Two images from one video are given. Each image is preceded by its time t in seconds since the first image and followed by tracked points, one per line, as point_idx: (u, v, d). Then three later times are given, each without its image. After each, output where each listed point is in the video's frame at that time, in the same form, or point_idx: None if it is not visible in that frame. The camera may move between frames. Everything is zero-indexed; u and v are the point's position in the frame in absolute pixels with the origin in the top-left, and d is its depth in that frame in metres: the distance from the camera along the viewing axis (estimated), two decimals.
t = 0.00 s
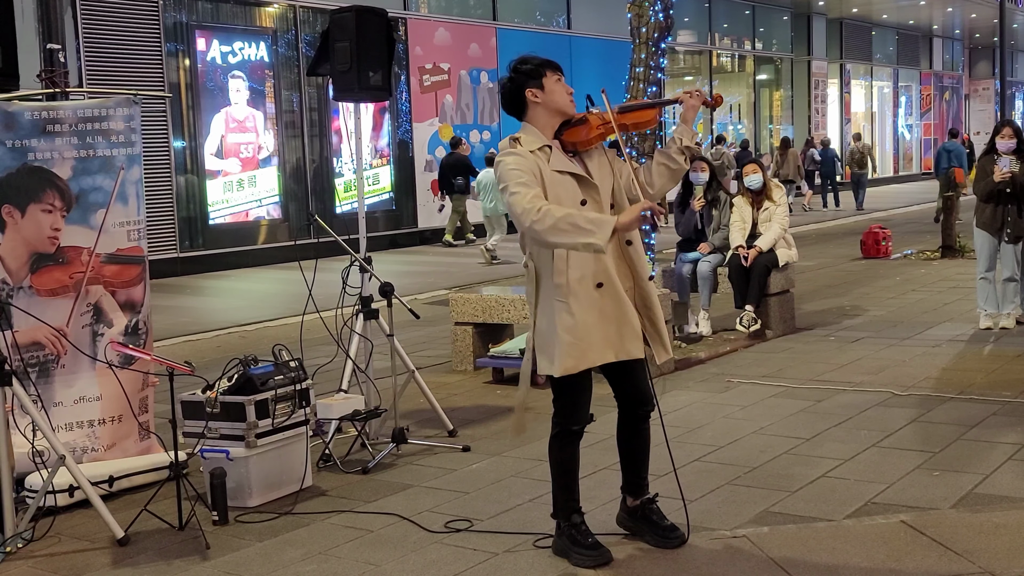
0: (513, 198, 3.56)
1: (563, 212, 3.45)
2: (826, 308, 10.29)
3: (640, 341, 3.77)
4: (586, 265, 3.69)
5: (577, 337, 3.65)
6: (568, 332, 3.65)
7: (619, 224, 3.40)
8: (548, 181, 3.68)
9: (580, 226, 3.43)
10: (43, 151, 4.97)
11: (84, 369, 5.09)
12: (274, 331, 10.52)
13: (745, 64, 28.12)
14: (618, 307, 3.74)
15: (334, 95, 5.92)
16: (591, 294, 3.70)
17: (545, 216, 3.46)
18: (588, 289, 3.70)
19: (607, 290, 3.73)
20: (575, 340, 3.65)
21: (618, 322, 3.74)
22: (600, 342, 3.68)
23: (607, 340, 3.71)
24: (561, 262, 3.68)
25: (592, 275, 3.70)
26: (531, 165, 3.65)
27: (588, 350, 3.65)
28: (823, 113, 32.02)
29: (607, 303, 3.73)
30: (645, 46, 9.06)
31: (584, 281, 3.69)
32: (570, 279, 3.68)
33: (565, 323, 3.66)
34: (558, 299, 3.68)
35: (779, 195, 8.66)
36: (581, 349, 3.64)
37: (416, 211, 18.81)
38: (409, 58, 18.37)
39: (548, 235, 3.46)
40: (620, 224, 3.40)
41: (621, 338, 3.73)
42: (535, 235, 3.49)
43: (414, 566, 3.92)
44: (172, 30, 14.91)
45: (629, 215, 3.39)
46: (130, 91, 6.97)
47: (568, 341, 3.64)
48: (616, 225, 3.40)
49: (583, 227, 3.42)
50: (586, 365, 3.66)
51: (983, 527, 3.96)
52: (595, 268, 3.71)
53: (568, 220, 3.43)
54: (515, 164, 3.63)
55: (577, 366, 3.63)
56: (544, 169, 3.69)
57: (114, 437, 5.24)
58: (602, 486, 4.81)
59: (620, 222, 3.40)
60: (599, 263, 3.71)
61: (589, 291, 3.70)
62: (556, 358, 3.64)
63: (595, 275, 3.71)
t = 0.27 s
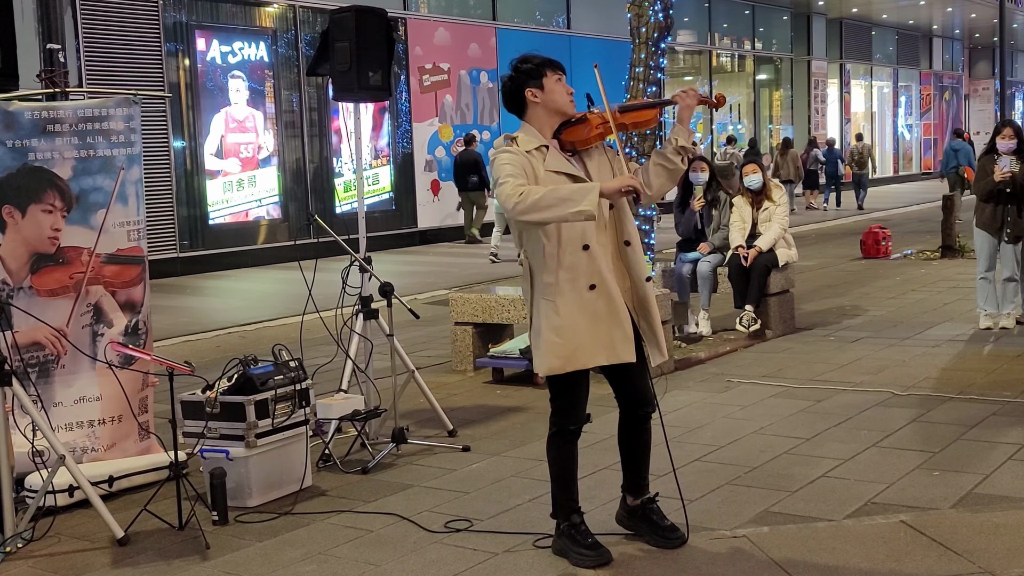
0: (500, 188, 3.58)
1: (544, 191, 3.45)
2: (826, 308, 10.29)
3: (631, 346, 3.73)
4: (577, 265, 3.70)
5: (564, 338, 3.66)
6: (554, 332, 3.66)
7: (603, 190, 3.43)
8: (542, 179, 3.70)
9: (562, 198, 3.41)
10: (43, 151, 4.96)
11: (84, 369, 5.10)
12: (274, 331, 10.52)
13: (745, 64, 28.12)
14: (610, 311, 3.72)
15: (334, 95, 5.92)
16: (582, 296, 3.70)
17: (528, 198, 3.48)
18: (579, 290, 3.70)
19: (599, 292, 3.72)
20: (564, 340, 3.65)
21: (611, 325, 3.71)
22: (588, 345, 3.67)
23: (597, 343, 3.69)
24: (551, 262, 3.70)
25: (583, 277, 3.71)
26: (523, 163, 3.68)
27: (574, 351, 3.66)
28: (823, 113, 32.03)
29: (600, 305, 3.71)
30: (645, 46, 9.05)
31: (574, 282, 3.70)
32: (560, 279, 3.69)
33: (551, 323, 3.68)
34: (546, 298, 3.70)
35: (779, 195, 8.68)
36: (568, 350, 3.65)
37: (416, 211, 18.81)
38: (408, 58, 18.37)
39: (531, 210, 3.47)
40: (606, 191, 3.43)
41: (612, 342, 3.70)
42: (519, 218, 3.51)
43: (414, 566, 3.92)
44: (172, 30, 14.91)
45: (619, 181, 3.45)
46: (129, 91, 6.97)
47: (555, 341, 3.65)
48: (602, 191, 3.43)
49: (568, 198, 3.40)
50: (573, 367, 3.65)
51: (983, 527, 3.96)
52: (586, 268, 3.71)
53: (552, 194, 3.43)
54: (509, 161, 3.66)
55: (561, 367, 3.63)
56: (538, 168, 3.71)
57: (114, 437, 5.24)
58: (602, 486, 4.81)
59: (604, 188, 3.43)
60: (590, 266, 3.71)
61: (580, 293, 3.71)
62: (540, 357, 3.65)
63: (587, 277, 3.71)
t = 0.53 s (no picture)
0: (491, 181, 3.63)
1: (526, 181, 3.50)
2: (826, 308, 10.29)
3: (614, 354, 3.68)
4: (561, 268, 3.71)
5: (543, 339, 3.68)
6: (534, 333, 3.69)
7: (583, 167, 3.45)
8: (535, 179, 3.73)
9: (542, 184, 3.47)
10: (43, 152, 4.96)
11: (84, 369, 5.10)
12: (274, 332, 10.53)
13: (745, 64, 28.12)
14: (593, 317, 3.69)
15: (334, 96, 5.92)
16: (566, 300, 3.70)
17: (512, 191, 3.51)
18: (563, 293, 3.70)
19: (584, 296, 3.70)
20: (544, 342, 3.67)
21: (594, 330, 3.68)
22: (567, 348, 3.66)
23: (578, 347, 3.68)
24: (536, 264, 3.73)
25: (568, 280, 3.70)
26: (516, 161, 3.72)
27: (552, 352, 3.67)
28: (823, 113, 32.03)
29: (585, 310, 3.69)
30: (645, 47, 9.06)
31: (558, 284, 3.71)
32: (544, 280, 3.72)
33: (531, 323, 3.71)
34: (529, 299, 3.74)
35: (779, 195, 8.67)
36: (545, 351, 3.66)
37: (416, 211, 18.82)
38: (408, 58, 18.37)
39: (518, 202, 3.50)
40: (587, 167, 3.45)
41: (593, 348, 3.67)
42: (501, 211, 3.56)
43: (414, 566, 3.92)
44: (171, 30, 14.91)
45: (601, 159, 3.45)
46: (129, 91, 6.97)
47: (533, 341, 3.68)
48: (583, 168, 3.45)
49: (549, 183, 3.46)
50: (551, 368, 3.67)
51: (983, 527, 3.96)
52: (572, 272, 3.70)
53: (535, 181, 3.48)
54: (501, 158, 3.71)
55: (534, 367, 3.66)
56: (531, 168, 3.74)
57: (114, 437, 5.24)
58: (601, 486, 4.81)
59: (585, 164, 3.45)
60: (575, 270, 3.70)
61: (565, 296, 3.70)
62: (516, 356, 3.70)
63: (573, 282, 3.70)
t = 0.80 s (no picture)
0: (494, 176, 3.64)
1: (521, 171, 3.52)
2: (826, 308, 10.29)
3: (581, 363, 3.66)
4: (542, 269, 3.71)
5: (513, 333, 3.74)
6: (506, 325, 3.75)
7: (577, 145, 3.49)
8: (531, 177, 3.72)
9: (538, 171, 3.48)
10: (43, 151, 4.96)
11: (84, 369, 5.09)
12: (274, 332, 10.53)
13: (745, 64, 28.11)
14: (566, 323, 3.67)
15: (335, 96, 5.92)
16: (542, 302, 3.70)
17: (516, 184, 3.51)
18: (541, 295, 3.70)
19: (561, 301, 3.68)
20: (512, 336, 3.73)
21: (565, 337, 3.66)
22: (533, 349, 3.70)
23: (547, 348, 3.70)
24: (520, 260, 3.76)
25: (547, 283, 3.70)
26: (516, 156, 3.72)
27: (519, 347, 3.73)
28: (823, 113, 32.03)
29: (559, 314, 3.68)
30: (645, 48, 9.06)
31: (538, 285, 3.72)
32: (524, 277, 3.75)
33: (504, 317, 3.76)
34: (508, 291, 3.79)
35: (779, 195, 8.66)
36: (511, 345, 3.73)
37: (416, 211, 18.82)
38: (409, 58, 18.37)
39: (523, 196, 3.50)
40: (582, 144, 3.50)
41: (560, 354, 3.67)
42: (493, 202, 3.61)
43: (414, 566, 3.92)
44: (172, 30, 14.91)
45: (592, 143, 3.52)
46: (128, 91, 6.98)
47: (502, 334, 3.75)
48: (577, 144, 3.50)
49: (544, 166, 3.46)
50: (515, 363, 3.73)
51: (984, 527, 3.96)
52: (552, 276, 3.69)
53: (534, 168, 3.48)
54: (500, 152, 3.72)
55: (497, 358, 3.75)
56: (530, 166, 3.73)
57: (114, 437, 5.24)
58: (602, 486, 4.81)
59: (581, 142, 3.50)
60: (555, 274, 3.68)
61: (543, 298, 3.71)
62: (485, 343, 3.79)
63: (551, 285, 3.69)
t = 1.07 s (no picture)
0: (504, 180, 3.62)
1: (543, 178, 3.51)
2: (826, 308, 10.29)
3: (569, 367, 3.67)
4: (539, 272, 3.71)
5: (506, 328, 3.78)
6: (500, 319, 3.79)
7: (593, 166, 3.49)
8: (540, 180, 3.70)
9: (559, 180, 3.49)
10: (43, 152, 4.97)
11: (84, 369, 5.09)
12: (275, 331, 10.54)
13: (745, 64, 28.12)
14: (558, 328, 3.68)
15: (335, 96, 5.92)
16: (535, 303, 3.71)
17: (529, 194, 3.51)
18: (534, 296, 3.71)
19: (553, 306, 3.68)
20: (505, 331, 3.77)
21: (555, 341, 3.67)
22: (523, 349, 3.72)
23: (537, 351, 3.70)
24: (519, 258, 3.77)
25: (543, 286, 3.70)
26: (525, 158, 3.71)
27: (511, 342, 3.77)
28: (823, 113, 32.03)
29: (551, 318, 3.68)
30: (644, 49, 9.10)
31: (533, 287, 3.72)
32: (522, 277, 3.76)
33: (500, 313, 3.80)
34: (505, 288, 3.82)
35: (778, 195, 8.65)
36: (504, 340, 3.77)
37: (416, 211, 18.82)
38: (408, 58, 18.37)
39: (532, 207, 3.50)
40: (597, 165, 3.50)
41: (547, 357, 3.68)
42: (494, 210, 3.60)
43: (414, 566, 3.92)
44: (172, 30, 14.91)
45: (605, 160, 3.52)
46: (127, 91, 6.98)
47: (498, 329, 3.79)
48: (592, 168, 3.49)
49: (566, 182, 3.47)
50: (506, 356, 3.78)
51: (983, 527, 3.96)
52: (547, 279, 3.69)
53: (549, 183, 3.48)
54: (510, 153, 3.71)
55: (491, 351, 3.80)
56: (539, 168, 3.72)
57: (114, 437, 5.24)
58: (602, 486, 4.81)
59: (596, 162, 3.49)
60: (551, 277, 3.68)
61: (537, 300, 3.71)
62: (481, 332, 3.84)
63: (545, 289, 3.69)
